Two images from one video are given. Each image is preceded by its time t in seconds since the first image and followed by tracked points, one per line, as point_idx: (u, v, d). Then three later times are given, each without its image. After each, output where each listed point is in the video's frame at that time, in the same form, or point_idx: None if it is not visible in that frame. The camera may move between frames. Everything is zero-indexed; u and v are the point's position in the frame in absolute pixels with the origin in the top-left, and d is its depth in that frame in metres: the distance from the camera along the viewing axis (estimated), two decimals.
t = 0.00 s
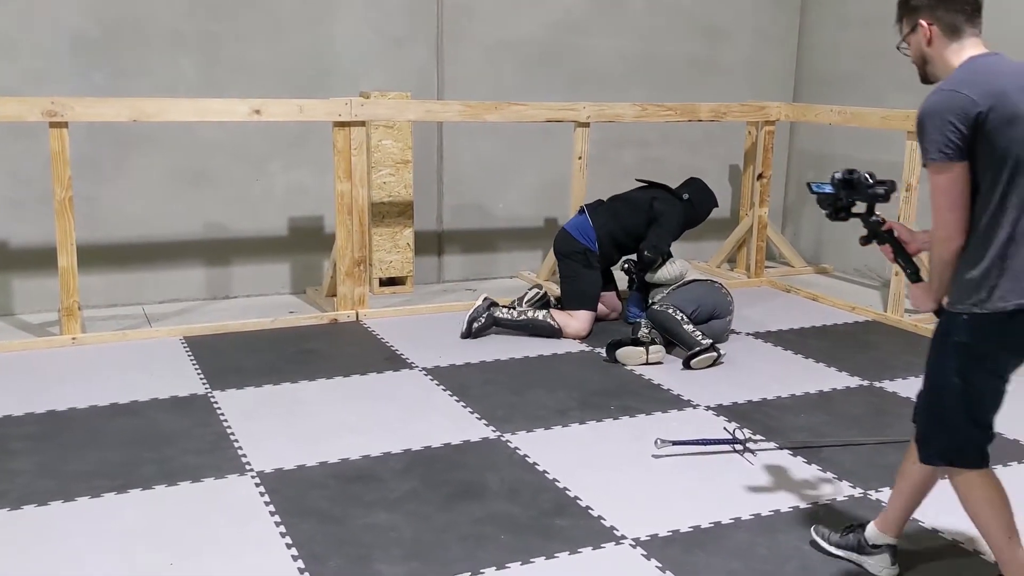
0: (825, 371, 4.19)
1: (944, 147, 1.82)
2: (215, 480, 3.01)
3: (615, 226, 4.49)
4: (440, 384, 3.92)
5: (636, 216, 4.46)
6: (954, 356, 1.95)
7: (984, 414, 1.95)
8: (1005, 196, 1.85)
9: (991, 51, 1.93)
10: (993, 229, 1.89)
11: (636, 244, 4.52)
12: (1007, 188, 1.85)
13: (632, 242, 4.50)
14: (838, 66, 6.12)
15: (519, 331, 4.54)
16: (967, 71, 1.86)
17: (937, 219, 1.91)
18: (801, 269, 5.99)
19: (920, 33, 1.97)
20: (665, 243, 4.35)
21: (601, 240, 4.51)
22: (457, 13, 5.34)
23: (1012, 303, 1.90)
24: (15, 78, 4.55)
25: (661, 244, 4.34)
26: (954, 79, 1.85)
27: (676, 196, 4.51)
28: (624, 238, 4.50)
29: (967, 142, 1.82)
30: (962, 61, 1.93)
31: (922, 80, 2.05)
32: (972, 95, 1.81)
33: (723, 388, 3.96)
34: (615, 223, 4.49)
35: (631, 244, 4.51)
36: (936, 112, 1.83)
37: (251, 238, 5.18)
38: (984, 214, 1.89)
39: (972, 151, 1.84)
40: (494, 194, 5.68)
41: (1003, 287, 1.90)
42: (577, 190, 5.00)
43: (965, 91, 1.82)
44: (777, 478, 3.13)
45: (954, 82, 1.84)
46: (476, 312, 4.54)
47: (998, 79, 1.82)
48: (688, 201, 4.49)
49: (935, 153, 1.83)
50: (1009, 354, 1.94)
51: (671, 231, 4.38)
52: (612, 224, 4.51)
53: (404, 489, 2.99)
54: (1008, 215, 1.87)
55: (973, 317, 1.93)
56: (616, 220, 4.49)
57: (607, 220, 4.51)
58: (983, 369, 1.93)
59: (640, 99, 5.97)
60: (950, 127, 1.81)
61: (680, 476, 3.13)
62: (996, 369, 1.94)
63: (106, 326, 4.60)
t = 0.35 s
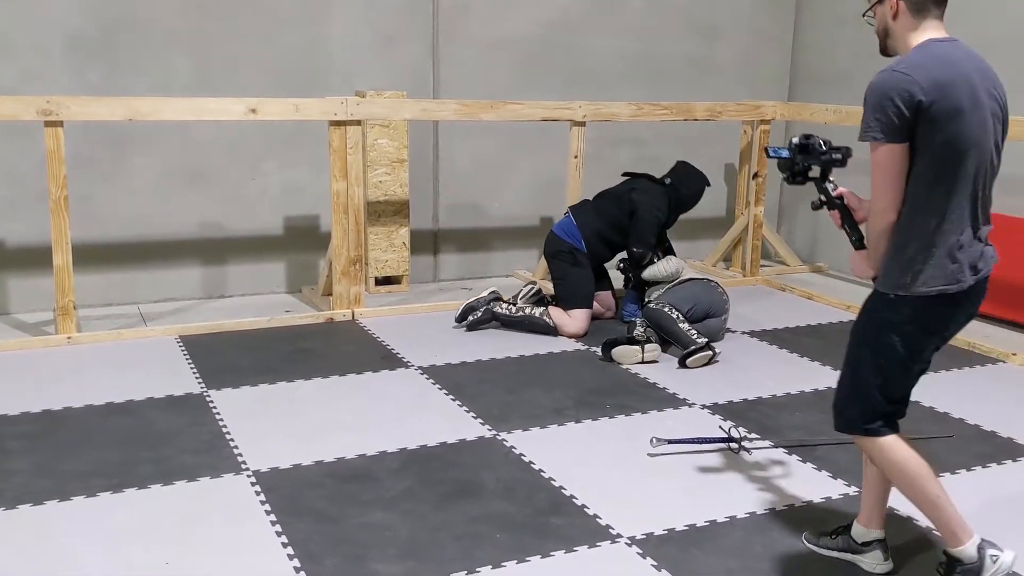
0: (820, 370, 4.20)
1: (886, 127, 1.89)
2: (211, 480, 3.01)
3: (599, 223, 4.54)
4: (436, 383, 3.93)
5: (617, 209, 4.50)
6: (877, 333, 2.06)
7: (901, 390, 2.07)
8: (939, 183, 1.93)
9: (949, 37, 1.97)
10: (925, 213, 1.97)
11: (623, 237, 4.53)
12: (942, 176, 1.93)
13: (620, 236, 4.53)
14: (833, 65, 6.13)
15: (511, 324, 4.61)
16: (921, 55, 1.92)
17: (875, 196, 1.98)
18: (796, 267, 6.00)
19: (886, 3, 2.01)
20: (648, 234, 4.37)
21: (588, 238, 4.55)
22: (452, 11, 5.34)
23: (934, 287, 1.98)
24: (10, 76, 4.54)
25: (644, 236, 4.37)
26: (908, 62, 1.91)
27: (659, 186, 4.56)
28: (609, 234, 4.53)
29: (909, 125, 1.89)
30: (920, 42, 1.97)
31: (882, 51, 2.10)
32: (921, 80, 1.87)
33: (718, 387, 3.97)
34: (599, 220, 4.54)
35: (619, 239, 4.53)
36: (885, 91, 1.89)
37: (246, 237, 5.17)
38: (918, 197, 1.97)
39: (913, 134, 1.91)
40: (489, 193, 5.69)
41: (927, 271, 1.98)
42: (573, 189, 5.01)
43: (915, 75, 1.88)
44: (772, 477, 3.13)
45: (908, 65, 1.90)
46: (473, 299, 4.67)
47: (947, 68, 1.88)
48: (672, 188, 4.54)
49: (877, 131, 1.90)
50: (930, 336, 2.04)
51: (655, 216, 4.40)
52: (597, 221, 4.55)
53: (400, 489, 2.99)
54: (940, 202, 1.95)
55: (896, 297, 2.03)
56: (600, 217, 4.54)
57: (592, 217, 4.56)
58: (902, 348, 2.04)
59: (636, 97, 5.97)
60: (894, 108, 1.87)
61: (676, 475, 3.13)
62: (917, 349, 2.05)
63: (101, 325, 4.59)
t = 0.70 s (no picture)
0: (815, 371, 4.21)
1: (870, 127, 1.88)
2: (206, 481, 3.01)
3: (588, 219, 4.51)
4: (431, 384, 3.93)
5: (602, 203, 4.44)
6: (862, 330, 2.07)
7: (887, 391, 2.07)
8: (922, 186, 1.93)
9: (957, 37, 1.95)
10: (902, 215, 1.97)
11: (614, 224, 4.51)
12: (922, 180, 1.93)
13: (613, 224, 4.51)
14: (828, 66, 6.15)
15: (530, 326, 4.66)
16: (918, 57, 1.90)
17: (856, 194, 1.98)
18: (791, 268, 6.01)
19: None
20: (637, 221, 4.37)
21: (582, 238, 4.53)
22: (447, 12, 5.35)
23: (912, 290, 1.99)
24: (4, 77, 4.53)
25: (635, 225, 4.39)
26: (902, 62, 1.89)
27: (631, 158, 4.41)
28: (601, 226, 4.51)
29: (895, 127, 1.88)
30: (925, 41, 1.95)
31: (894, 40, 2.09)
32: (911, 82, 1.86)
33: (714, 388, 3.98)
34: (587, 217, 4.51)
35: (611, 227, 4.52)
36: (874, 90, 1.88)
37: (242, 237, 5.17)
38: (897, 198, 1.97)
39: (899, 135, 1.90)
40: (485, 194, 5.69)
41: (904, 272, 1.99)
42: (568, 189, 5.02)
43: (906, 77, 1.86)
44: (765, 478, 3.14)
45: (903, 65, 1.88)
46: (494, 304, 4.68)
47: (939, 73, 1.87)
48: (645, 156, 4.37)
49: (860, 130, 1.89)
50: (913, 340, 2.04)
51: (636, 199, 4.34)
52: (585, 219, 4.52)
53: (396, 489, 2.99)
54: (919, 205, 1.95)
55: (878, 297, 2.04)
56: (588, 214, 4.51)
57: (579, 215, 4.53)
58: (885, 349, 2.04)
59: (631, 98, 5.98)
60: (880, 109, 1.86)
61: (671, 476, 3.14)
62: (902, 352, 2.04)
63: (96, 326, 4.58)
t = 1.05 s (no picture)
0: (812, 371, 4.22)
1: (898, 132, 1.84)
2: (204, 481, 3.02)
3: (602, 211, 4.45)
4: (429, 385, 3.93)
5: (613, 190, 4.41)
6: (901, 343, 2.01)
7: (930, 405, 1.98)
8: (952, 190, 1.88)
9: (998, 36, 1.87)
10: (936, 220, 1.93)
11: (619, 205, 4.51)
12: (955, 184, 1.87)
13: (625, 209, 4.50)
14: (824, 67, 6.16)
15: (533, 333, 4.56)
16: (955, 58, 1.84)
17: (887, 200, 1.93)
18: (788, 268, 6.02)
19: None
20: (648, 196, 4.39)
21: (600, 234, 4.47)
22: (445, 13, 5.36)
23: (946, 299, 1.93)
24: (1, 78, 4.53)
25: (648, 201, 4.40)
26: (937, 63, 1.84)
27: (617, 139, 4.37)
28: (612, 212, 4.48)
29: (926, 131, 1.83)
30: (962, 40, 1.88)
31: (932, 41, 2.01)
32: (942, 86, 1.80)
33: (711, 388, 3.99)
34: (601, 209, 4.44)
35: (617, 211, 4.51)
36: (903, 92, 1.83)
37: (239, 238, 5.17)
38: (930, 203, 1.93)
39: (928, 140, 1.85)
40: (482, 194, 5.70)
41: (936, 279, 1.94)
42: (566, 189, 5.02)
43: (937, 79, 1.81)
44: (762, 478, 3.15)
45: (935, 67, 1.83)
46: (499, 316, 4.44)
47: (973, 75, 1.81)
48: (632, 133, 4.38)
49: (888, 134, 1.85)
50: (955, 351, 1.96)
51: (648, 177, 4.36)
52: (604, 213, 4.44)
53: (393, 490, 3.00)
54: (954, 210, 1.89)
55: (911, 305, 1.99)
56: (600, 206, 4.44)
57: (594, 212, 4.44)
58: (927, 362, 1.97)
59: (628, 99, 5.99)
60: (909, 113, 1.81)
61: (668, 477, 3.14)
62: (938, 364, 1.97)
63: (93, 327, 4.58)
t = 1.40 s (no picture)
0: (810, 371, 4.22)
1: (969, 131, 1.82)
2: (202, 482, 3.01)
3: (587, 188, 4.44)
4: (426, 385, 3.93)
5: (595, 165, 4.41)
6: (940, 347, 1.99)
7: (962, 411, 1.96)
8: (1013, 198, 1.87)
9: None
10: (993, 227, 1.90)
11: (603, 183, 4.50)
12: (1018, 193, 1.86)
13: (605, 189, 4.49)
14: (822, 67, 6.16)
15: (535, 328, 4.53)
16: None
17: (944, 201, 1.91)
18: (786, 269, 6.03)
19: None
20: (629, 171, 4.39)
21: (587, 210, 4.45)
22: (443, 13, 5.36)
23: (993, 306, 1.91)
24: None
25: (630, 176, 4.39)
26: (1014, 65, 1.81)
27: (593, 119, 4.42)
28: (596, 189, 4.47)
29: (997, 134, 1.81)
30: None
31: (1004, 37, 1.96)
32: (1020, 90, 1.78)
33: (709, 388, 3.99)
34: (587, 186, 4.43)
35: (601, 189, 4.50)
36: (978, 91, 1.81)
37: (237, 238, 5.17)
38: (989, 208, 1.90)
39: (997, 145, 1.83)
40: (480, 195, 5.70)
41: (986, 286, 1.91)
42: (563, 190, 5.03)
43: (1014, 82, 1.79)
44: (759, 477, 3.15)
45: (1013, 70, 1.80)
46: (507, 329, 4.37)
47: None
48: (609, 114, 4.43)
49: (958, 133, 1.83)
50: (995, 360, 1.94)
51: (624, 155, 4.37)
52: (586, 187, 4.43)
53: (392, 490, 3.00)
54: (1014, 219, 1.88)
55: (956, 310, 1.96)
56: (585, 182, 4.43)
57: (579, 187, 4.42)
58: (966, 368, 1.95)
59: (625, 99, 5.99)
60: (983, 112, 1.79)
61: (665, 477, 3.14)
62: (974, 370, 1.95)
63: (90, 328, 4.58)
